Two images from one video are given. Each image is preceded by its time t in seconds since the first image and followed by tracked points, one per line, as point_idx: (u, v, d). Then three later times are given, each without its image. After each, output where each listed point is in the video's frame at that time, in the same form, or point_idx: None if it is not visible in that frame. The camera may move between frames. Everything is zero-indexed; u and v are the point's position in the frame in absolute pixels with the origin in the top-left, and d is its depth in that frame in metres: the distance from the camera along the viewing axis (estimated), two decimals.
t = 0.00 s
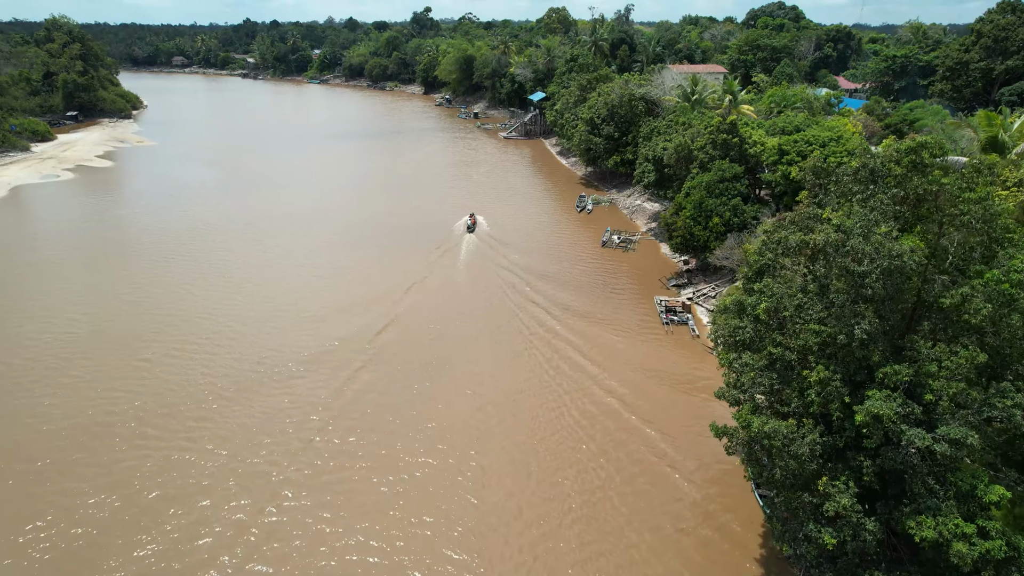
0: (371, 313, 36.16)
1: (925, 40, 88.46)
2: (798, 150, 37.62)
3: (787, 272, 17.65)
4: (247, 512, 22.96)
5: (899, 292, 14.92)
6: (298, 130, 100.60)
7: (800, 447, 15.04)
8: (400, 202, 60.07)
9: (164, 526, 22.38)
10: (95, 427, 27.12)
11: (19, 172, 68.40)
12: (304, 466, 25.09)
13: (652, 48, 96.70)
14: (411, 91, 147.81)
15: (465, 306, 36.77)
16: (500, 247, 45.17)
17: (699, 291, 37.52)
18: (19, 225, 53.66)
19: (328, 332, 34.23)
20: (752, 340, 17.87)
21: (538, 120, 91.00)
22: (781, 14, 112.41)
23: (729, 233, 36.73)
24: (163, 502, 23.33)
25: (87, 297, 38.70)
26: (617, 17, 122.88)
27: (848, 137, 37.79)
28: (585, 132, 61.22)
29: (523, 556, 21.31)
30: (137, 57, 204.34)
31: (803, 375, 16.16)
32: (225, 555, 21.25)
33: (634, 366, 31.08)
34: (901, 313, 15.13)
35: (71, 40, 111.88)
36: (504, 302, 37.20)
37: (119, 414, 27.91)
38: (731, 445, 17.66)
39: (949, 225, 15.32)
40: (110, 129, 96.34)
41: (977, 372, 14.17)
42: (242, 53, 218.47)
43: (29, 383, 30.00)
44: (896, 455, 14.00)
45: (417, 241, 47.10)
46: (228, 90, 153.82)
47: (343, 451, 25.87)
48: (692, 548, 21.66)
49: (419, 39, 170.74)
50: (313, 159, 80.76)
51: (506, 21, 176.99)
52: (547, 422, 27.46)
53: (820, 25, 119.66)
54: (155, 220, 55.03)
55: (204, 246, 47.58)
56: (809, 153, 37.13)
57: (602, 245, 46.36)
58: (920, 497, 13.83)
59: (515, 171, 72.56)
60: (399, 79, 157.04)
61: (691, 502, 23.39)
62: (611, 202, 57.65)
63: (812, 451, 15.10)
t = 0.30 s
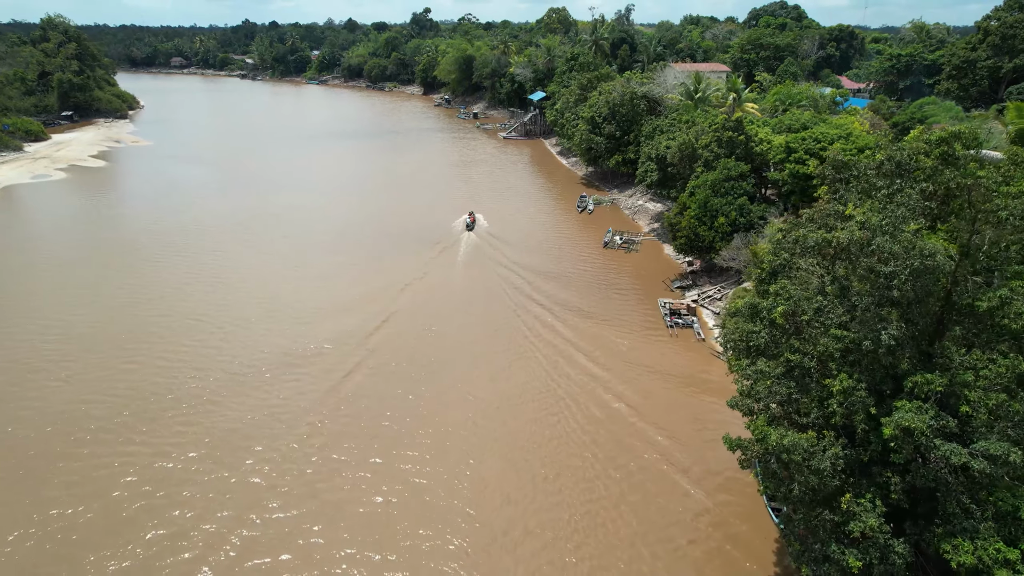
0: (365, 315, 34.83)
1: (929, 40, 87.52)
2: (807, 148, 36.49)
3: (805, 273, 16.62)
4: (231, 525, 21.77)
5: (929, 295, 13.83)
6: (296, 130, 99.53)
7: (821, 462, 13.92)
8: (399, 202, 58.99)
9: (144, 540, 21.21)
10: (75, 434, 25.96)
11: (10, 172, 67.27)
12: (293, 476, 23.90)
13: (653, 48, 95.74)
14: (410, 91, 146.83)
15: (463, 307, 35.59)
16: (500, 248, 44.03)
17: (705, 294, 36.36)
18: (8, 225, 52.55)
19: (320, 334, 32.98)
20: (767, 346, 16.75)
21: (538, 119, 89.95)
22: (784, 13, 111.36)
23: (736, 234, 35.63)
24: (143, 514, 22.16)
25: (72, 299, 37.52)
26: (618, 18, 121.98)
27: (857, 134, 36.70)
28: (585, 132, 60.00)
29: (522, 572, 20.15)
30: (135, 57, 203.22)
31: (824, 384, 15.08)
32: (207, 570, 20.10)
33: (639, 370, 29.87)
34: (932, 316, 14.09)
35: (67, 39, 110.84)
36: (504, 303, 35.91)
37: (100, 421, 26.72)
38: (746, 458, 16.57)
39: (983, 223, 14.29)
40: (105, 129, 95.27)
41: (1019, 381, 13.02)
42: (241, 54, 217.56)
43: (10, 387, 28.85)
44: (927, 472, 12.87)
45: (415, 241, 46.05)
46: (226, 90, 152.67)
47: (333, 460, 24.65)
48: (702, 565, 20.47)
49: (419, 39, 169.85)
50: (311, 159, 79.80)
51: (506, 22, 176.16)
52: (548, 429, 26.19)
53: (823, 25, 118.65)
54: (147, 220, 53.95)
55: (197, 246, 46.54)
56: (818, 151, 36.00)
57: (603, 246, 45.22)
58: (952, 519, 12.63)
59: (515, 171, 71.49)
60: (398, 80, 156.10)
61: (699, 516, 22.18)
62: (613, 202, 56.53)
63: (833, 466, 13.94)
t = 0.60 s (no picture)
0: (357, 317, 33.62)
1: (933, 38, 86.52)
2: (815, 144, 35.37)
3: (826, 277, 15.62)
4: (216, 538, 20.71)
5: (964, 299, 12.81)
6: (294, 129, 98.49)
7: (845, 480, 12.84)
8: (397, 202, 57.93)
9: (122, 555, 20.14)
10: (55, 441, 24.89)
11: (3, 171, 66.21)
12: (282, 485, 22.78)
13: (654, 47, 94.77)
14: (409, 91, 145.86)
15: (461, 307, 34.51)
16: (500, 247, 42.95)
17: (710, 295, 35.28)
18: None
19: (313, 337, 31.81)
20: (785, 353, 15.72)
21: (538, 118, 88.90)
22: (786, 12, 110.33)
23: (742, 234, 34.54)
24: (122, 527, 21.09)
25: (58, 301, 36.44)
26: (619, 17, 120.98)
27: (867, 131, 35.60)
28: (586, 130, 58.80)
29: None
30: (133, 57, 202.21)
31: (847, 394, 14.06)
32: None
33: (644, 374, 28.72)
34: (966, 322, 13.08)
35: (62, 38, 109.70)
36: (504, 304, 34.76)
37: (82, 427, 25.65)
38: (761, 473, 15.50)
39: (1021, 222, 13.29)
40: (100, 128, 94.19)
41: None
42: (240, 54, 216.55)
43: None
44: (965, 494, 11.75)
45: (412, 241, 45.01)
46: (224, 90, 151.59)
47: (325, 469, 23.56)
48: None
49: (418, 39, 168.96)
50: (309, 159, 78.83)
51: (506, 22, 175.16)
52: (549, 436, 25.03)
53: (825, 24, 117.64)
54: (139, 220, 52.88)
55: (189, 246, 45.49)
56: (827, 148, 34.90)
57: (606, 246, 44.11)
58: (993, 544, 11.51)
59: (515, 170, 70.45)
60: (397, 79, 155.18)
61: (710, 527, 21.08)
62: (615, 202, 55.43)
63: (859, 484, 12.86)
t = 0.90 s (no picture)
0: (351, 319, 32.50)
1: (938, 36, 85.43)
2: (824, 143, 34.32)
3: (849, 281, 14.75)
4: (198, 554, 19.62)
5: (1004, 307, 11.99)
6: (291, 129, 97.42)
7: (874, 502, 11.80)
8: (395, 202, 56.99)
9: (99, 572, 19.08)
10: (33, 449, 23.80)
11: None
12: (269, 497, 21.68)
13: (655, 46, 93.82)
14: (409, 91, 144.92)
15: (459, 308, 33.47)
16: (500, 247, 41.88)
17: (716, 298, 34.20)
18: None
19: (305, 340, 30.70)
20: (803, 362, 14.81)
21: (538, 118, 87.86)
22: (788, 11, 109.36)
23: (749, 235, 33.47)
24: (101, 542, 20.01)
25: (45, 303, 35.39)
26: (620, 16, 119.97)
27: (877, 129, 34.57)
28: (586, 129, 57.61)
29: None
30: (132, 58, 201.10)
31: (872, 407, 13.11)
32: None
33: (649, 379, 27.61)
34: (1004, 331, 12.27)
35: (58, 36, 108.48)
36: (503, 305, 33.75)
37: (63, 435, 24.57)
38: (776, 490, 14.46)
39: None
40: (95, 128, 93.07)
41: None
42: (239, 54, 215.40)
43: None
44: (1009, 520, 10.76)
45: (410, 240, 44.00)
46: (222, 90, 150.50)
47: (316, 479, 22.46)
48: None
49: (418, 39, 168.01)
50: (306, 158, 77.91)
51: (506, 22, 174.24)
52: (550, 444, 23.94)
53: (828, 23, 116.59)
54: (132, 220, 51.87)
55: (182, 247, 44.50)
56: (836, 147, 33.86)
57: (608, 247, 43.01)
58: None
59: (515, 170, 69.44)
60: (396, 79, 154.23)
61: (720, 540, 20.00)
62: (617, 202, 54.36)
63: (889, 505, 11.84)
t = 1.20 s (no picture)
0: (347, 322, 31.45)
1: (942, 35, 84.29)
2: (833, 141, 33.31)
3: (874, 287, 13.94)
4: (183, 573, 18.55)
5: None
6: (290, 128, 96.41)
7: (907, 530, 10.75)
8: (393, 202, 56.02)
9: None
10: (12, 459, 22.75)
11: None
12: (258, 509, 20.63)
13: (656, 45, 92.87)
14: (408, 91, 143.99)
15: (457, 309, 32.46)
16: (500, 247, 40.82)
17: (722, 301, 33.17)
18: None
19: (298, 344, 29.64)
20: (823, 374, 13.97)
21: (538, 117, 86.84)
22: (791, 9, 108.31)
23: (755, 236, 32.46)
24: (80, 558, 19.00)
25: (31, 304, 34.35)
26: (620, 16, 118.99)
27: (887, 127, 33.54)
28: (587, 128, 56.63)
29: None
30: (131, 58, 199.93)
31: (901, 424, 12.18)
32: None
33: (655, 383, 26.57)
34: None
35: (54, 35, 107.29)
36: (503, 306, 32.77)
37: (45, 443, 23.54)
38: (795, 511, 13.44)
39: None
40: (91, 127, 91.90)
41: None
42: (238, 53, 214.24)
43: None
44: None
45: (409, 240, 43.02)
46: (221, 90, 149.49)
47: (307, 489, 21.43)
48: None
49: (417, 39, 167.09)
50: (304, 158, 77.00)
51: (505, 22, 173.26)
52: (553, 453, 22.89)
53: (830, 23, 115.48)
54: (125, 220, 50.89)
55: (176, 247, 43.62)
56: (845, 145, 32.84)
57: (610, 248, 41.96)
58: None
59: (515, 170, 68.44)
60: (396, 79, 153.31)
61: (733, 555, 18.95)
62: (618, 202, 53.31)
63: (923, 531, 10.82)
